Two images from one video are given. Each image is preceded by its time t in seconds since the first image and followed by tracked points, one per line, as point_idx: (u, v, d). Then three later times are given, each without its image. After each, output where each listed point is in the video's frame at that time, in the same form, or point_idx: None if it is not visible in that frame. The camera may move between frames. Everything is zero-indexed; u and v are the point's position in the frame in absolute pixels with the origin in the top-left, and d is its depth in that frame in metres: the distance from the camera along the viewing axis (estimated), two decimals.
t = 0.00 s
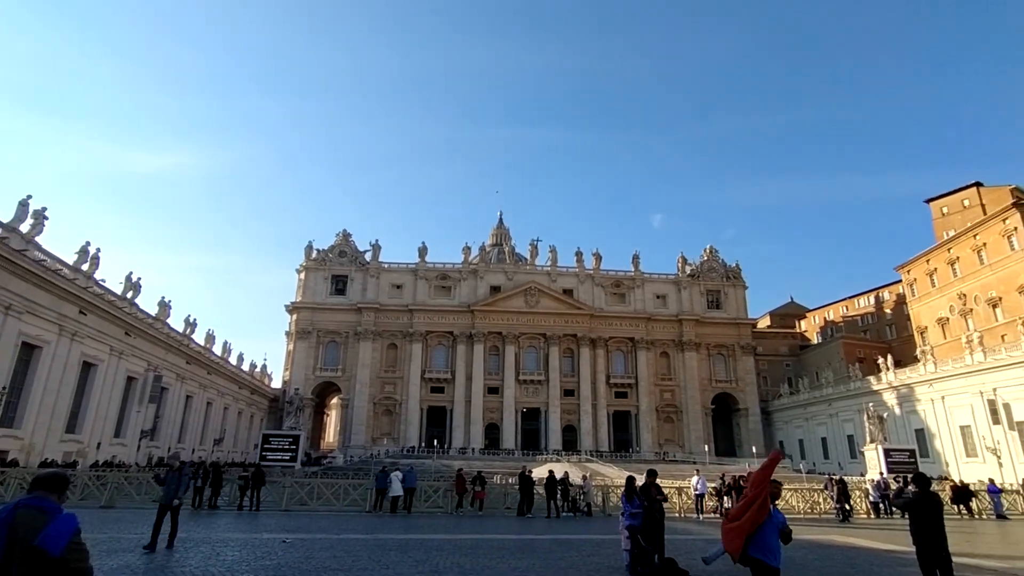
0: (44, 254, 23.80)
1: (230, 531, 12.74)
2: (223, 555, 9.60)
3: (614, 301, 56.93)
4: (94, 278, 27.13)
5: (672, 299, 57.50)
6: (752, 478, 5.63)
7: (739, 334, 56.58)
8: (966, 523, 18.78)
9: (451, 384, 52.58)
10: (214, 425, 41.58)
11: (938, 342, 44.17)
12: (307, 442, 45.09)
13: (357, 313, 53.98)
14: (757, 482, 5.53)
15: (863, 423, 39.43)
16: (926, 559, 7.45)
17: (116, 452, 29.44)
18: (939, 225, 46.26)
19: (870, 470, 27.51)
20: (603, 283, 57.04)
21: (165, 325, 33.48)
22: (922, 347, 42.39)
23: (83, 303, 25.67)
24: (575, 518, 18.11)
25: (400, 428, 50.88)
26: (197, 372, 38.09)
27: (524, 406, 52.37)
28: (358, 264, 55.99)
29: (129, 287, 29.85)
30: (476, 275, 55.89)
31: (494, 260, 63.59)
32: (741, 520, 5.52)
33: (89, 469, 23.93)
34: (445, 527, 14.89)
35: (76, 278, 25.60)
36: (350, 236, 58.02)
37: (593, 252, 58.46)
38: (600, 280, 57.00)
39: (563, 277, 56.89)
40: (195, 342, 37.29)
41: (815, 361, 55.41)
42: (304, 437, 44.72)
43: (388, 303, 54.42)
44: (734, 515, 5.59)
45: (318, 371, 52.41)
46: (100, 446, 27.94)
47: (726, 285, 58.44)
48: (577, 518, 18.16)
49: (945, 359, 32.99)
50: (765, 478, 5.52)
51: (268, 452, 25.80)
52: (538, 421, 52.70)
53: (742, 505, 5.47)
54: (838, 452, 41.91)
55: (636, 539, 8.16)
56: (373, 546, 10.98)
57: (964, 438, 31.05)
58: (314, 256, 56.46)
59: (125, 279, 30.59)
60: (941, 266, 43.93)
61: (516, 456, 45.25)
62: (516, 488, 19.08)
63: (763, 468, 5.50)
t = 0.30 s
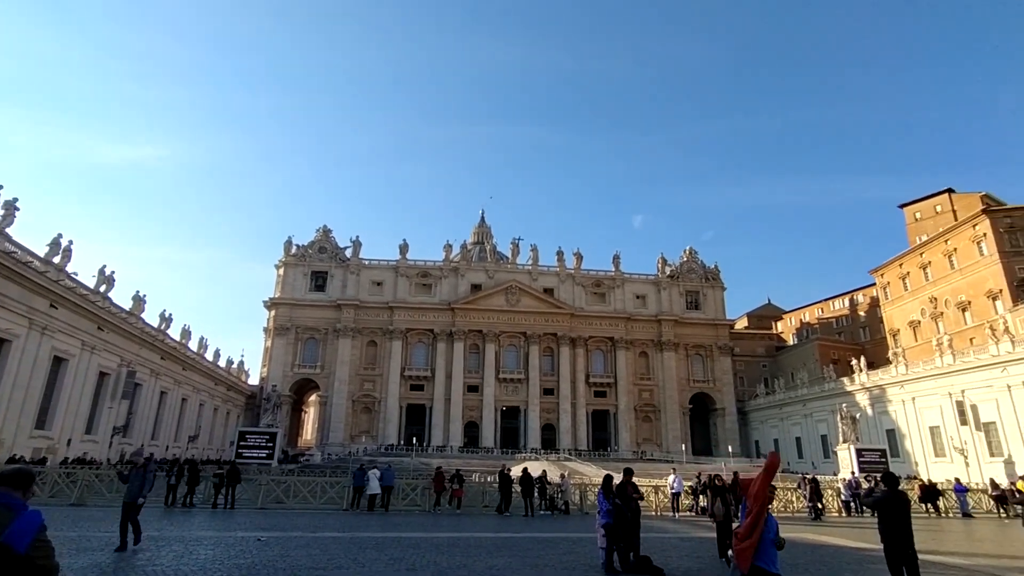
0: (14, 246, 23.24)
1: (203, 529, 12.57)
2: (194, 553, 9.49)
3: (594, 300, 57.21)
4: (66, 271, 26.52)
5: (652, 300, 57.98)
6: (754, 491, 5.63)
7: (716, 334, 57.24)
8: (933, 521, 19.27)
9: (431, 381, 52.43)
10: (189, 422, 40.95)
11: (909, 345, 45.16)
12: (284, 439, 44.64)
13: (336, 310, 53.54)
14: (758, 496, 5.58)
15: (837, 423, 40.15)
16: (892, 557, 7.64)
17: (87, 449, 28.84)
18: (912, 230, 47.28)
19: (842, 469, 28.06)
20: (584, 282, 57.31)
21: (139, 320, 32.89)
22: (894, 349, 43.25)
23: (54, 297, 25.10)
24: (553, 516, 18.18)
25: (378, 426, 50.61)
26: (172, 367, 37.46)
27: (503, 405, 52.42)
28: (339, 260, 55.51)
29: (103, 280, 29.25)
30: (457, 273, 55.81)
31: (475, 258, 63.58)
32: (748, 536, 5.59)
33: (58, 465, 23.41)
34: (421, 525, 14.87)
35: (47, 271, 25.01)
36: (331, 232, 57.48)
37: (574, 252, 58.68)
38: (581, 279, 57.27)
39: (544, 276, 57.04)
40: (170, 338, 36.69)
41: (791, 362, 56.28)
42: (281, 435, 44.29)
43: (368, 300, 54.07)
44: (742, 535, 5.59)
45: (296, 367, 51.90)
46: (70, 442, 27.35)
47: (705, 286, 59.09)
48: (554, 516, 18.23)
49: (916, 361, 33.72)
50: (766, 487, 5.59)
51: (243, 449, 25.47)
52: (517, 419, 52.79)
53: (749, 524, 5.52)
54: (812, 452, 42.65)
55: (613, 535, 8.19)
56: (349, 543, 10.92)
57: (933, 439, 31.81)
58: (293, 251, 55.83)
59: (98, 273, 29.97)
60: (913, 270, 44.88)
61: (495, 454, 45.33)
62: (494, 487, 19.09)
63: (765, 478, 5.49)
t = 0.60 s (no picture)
0: None
1: (169, 526, 12.34)
2: (160, 551, 9.33)
3: (571, 301, 57.49)
4: (32, 261, 25.81)
5: (628, 301, 58.49)
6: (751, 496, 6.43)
7: (691, 336, 57.97)
8: (896, 522, 19.80)
9: (407, 379, 52.18)
10: (158, 417, 40.16)
11: (877, 349, 46.25)
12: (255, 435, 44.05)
13: (311, 305, 52.95)
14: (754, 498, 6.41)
15: (805, 425, 40.99)
16: (855, 556, 7.84)
17: (50, 443, 28.08)
18: (882, 238, 48.45)
19: (810, 471, 28.66)
20: (562, 282, 57.56)
21: (107, 312, 32.13)
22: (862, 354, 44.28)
23: (19, 286, 24.41)
24: (526, 514, 18.26)
25: (352, 423, 50.20)
26: (140, 361, 36.70)
27: (479, 403, 52.38)
28: (315, 255, 54.90)
29: (70, 271, 28.52)
30: (435, 270, 55.61)
31: (454, 256, 63.47)
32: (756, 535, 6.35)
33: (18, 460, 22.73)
34: (393, 522, 14.82)
35: (12, 260, 24.31)
36: (307, 226, 56.82)
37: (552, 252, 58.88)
38: (558, 279, 57.50)
39: (521, 275, 57.13)
40: (139, 330, 35.91)
41: (763, 365, 57.29)
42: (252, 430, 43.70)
43: (345, 296, 53.57)
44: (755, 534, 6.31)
45: (270, 363, 51.21)
46: (32, 437, 26.62)
47: (681, 288, 59.78)
48: (527, 515, 18.31)
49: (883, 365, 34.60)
50: (762, 485, 6.45)
51: (213, 445, 25.05)
52: (492, 418, 52.82)
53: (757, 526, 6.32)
54: (781, 453, 43.46)
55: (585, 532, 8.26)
56: (320, 541, 10.84)
57: (897, 441, 32.64)
58: (269, 245, 55.07)
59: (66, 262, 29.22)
60: (882, 276, 45.99)
61: (469, 452, 45.27)
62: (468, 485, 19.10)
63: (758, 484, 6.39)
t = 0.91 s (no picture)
0: None
1: (140, 521, 12.14)
2: (130, 546, 9.19)
3: (553, 300, 57.66)
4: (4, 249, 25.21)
5: (609, 301, 58.83)
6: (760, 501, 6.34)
7: (670, 337, 58.51)
8: (865, 522, 20.23)
9: (386, 375, 51.93)
10: (130, 410, 39.45)
11: (851, 353, 47.10)
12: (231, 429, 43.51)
13: (291, 299, 52.41)
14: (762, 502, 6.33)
15: (780, 427, 41.64)
16: (825, 556, 8.00)
17: (18, 436, 27.45)
18: (858, 244, 49.32)
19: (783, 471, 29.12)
20: (543, 281, 57.71)
21: (80, 302, 31.48)
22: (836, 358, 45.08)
23: None
24: (503, 512, 18.32)
25: (330, 419, 49.83)
26: (114, 353, 36.02)
27: (458, 401, 52.30)
28: (295, 249, 54.33)
29: (43, 259, 27.90)
30: (417, 267, 55.38)
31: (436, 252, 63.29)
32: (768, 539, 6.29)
33: None
34: (369, 519, 14.78)
35: None
36: (288, 219, 56.20)
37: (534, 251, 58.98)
38: (540, 278, 57.63)
39: (503, 273, 57.16)
40: (113, 322, 35.23)
41: (740, 367, 58.06)
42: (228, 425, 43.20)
43: (325, 290, 53.11)
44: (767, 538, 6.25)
45: (247, 357, 50.60)
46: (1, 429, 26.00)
47: (661, 290, 60.29)
48: (505, 513, 18.37)
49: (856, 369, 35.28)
50: (769, 488, 6.37)
51: (188, 439, 24.71)
52: (472, 416, 52.80)
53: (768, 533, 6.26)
54: (757, 454, 44.10)
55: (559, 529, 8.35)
56: (296, 538, 10.77)
57: (869, 444, 33.32)
58: (248, 238, 54.37)
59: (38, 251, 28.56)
60: (858, 281, 46.83)
61: (448, 450, 45.19)
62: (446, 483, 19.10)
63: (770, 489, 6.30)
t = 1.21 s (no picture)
0: None
1: (109, 518, 11.90)
2: (99, 544, 9.01)
3: (533, 300, 57.79)
4: None
5: (589, 302, 59.12)
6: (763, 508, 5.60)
7: (649, 339, 58.99)
8: (836, 524, 20.60)
9: (365, 373, 51.57)
10: (101, 404, 38.65)
11: (825, 358, 47.92)
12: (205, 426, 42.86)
13: (269, 295, 51.80)
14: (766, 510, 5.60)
15: (755, 430, 42.22)
16: (796, 557, 8.11)
17: None
18: (834, 251, 50.18)
19: (757, 474, 29.54)
20: (525, 282, 57.80)
21: (50, 294, 30.77)
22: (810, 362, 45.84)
23: None
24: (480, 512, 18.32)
25: (307, 416, 49.34)
26: (85, 346, 35.27)
27: (437, 400, 52.11)
28: (274, 244, 53.71)
29: (14, 250, 27.24)
30: (397, 265, 55.09)
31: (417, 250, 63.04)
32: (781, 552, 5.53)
33: None
34: (345, 518, 14.66)
35: None
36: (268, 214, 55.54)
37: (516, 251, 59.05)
38: (521, 279, 57.72)
39: (485, 273, 57.12)
40: (85, 315, 34.48)
41: (717, 370, 58.75)
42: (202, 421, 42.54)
43: (304, 287, 52.58)
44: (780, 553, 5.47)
45: (223, 352, 49.86)
46: None
47: (641, 292, 60.75)
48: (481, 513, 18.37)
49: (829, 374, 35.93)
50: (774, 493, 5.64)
51: (160, 435, 24.29)
52: (450, 415, 52.65)
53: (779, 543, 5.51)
54: (731, 456, 44.67)
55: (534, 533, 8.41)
56: (270, 536, 10.64)
57: (841, 447, 33.91)
58: (227, 232, 53.61)
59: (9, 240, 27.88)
60: (833, 288, 47.67)
61: (425, 449, 44.98)
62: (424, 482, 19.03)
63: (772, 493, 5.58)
